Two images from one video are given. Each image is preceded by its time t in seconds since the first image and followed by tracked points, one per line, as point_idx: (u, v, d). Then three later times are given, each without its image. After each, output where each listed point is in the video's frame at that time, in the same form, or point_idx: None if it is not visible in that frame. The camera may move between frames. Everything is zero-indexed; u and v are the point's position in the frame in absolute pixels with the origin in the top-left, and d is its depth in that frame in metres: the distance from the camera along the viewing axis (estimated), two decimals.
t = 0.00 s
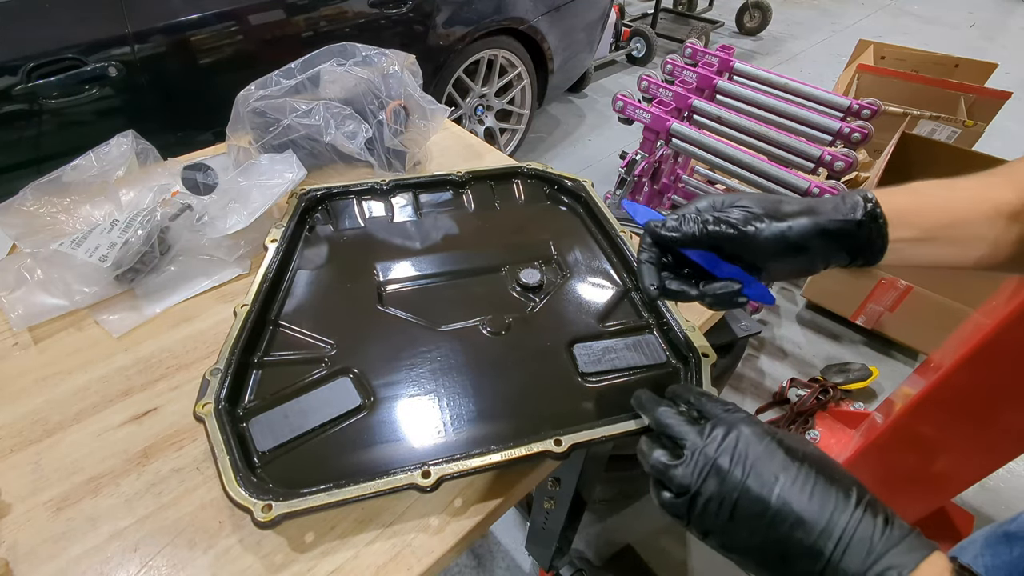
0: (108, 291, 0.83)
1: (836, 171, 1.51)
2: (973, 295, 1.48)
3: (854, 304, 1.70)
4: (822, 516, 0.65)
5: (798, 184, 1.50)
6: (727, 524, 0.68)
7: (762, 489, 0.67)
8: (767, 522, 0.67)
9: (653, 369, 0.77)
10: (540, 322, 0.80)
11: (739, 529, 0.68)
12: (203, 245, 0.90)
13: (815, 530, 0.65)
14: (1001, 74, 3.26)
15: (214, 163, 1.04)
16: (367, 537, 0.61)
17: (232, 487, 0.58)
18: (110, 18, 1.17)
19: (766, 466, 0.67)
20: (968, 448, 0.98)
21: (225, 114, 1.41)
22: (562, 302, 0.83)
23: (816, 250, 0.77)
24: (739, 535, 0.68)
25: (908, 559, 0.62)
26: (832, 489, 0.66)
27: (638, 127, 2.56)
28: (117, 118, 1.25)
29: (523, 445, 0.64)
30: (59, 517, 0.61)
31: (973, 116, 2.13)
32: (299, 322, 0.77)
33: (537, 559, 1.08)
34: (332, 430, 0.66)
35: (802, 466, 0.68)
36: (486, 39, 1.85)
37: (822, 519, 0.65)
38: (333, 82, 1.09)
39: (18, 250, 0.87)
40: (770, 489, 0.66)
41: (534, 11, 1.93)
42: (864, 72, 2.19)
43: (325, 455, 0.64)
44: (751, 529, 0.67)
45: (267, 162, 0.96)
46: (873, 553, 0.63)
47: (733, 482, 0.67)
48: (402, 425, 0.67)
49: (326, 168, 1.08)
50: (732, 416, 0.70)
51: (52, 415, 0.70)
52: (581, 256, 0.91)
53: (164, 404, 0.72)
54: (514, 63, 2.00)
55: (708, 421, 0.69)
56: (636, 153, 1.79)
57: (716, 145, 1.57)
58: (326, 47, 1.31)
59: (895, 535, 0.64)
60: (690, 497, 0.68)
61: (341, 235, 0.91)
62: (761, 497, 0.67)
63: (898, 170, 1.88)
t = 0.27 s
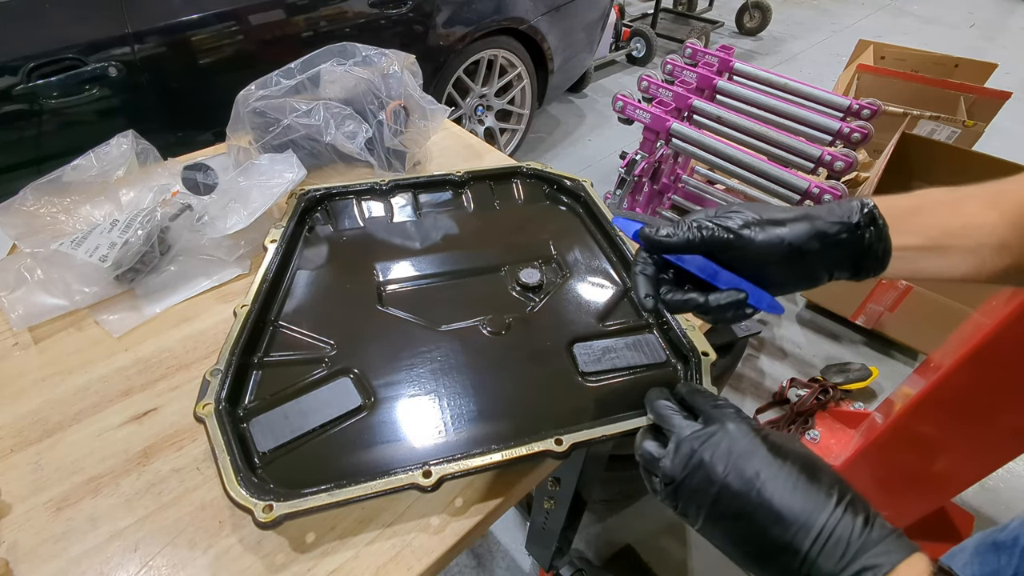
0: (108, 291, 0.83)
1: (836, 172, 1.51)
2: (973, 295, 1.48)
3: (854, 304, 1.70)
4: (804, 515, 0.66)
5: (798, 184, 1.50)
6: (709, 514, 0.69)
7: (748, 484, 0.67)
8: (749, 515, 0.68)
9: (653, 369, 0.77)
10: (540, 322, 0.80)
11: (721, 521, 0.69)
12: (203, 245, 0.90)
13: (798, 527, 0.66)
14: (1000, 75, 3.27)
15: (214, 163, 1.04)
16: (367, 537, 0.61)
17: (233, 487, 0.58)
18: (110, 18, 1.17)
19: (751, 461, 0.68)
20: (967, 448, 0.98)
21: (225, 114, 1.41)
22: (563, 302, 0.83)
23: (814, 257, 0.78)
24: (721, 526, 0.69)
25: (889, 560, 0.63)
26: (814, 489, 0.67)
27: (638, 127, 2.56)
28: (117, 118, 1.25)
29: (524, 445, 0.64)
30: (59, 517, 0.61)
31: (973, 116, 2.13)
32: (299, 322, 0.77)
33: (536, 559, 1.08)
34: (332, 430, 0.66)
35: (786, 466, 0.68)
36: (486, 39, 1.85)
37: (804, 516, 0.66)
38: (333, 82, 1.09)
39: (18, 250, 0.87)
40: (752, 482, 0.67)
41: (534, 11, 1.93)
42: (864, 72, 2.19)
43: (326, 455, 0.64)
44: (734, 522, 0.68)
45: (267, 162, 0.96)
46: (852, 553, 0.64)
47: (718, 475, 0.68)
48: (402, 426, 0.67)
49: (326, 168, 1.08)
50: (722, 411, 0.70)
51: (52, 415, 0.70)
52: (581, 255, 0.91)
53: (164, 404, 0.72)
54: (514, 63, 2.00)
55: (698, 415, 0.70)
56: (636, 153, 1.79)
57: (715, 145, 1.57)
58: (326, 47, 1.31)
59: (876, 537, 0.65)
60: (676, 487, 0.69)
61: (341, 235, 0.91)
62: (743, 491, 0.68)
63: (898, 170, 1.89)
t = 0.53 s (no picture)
0: (108, 291, 0.83)
1: (836, 172, 1.50)
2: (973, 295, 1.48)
3: (854, 303, 1.71)
4: (795, 519, 0.66)
5: (798, 184, 1.50)
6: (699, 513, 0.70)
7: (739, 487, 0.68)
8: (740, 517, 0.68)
9: (653, 369, 0.77)
10: (540, 322, 0.80)
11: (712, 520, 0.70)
12: (203, 245, 0.90)
13: (787, 529, 0.66)
14: (1001, 74, 3.26)
15: (214, 163, 1.04)
16: (367, 537, 0.61)
17: (234, 487, 0.58)
18: (110, 18, 1.17)
19: (742, 463, 0.69)
20: (966, 447, 0.99)
21: (225, 114, 1.41)
22: (563, 302, 0.83)
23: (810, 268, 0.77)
24: (712, 525, 0.70)
25: (875, 565, 0.64)
26: (806, 492, 0.67)
27: (638, 127, 2.56)
28: (117, 118, 1.25)
29: (524, 445, 0.65)
30: (59, 517, 0.61)
31: (973, 116, 2.13)
32: (299, 322, 0.77)
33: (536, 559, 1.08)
34: (332, 430, 0.66)
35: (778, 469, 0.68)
36: (486, 39, 1.85)
37: (794, 518, 0.66)
38: (333, 82, 1.09)
39: (18, 250, 0.87)
40: (742, 484, 0.68)
41: (534, 11, 1.93)
42: (864, 72, 2.19)
43: (326, 455, 0.64)
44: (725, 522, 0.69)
45: (267, 162, 0.96)
46: (839, 554, 0.65)
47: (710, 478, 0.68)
48: (402, 426, 0.67)
49: (326, 168, 1.08)
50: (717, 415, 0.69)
51: (52, 415, 0.70)
52: (581, 255, 0.91)
53: (164, 404, 0.72)
54: (514, 63, 2.00)
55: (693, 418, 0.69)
56: (636, 153, 1.79)
57: (715, 145, 1.57)
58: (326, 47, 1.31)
59: (864, 541, 0.66)
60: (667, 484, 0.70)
61: (340, 235, 0.91)
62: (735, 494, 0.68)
63: (899, 170, 1.89)
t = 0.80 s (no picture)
0: (108, 291, 0.83)
1: (836, 172, 1.50)
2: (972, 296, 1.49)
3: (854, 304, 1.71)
4: (787, 523, 0.65)
5: (798, 184, 1.50)
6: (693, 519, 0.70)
7: (730, 492, 0.67)
8: (732, 523, 0.67)
9: (653, 369, 0.77)
10: (540, 323, 0.80)
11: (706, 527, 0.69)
12: (203, 245, 0.90)
13: (780, 534, 0.65)
14: (1001, 74, 3.27)
15: (214, 163, 1.04)
16: (366, 537, 0.61)
17: (234, 487, 0.58)
18: (110, 18, 1.17)
19: (736, 469, 0.68)
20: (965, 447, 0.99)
21: (226, 114, 1.41)
22: (562, 302, 0.83)
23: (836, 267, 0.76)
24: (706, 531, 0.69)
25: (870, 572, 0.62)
26: (799, 497, 0.66)
27: (638, 127, 2.56)
28: (117, 118, 1.25)
29: (524, 445, 0.65)
30: (59, 517, 0.61)
31: (973, 116, 2.13)
32: (299, 322, 0.77)
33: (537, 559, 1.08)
34: (332, 430, 0.66)
35: (772, 474, 0.68)
36: (486, 39, 1.85)
37: (787, 524, 0.65)
38: (333, 82, 1.09)
39: (18, 250, 0.87)
40: (735, 490, 0.67)
41: (534, 11, 1.93)
42: (864, 72, 2.19)
43: (325, 455, 0.64)
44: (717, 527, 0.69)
45: (267, 162, 0.96)
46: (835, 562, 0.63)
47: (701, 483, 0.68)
48: (402, 426, 0.67)
49: (326, 168, 1.08)
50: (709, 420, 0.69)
51: (52, 415, 0.70)
52: (581, 255, 0.91)
53: (164, 403, 0.72)
54: (514, 63, 2.00)
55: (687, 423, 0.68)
56: (636, 153, 1.80)
57: (715, 145, 1.57)
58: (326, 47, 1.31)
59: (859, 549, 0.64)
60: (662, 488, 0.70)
61: (340, 235, 0.91)
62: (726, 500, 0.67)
63: (899, 170, 1.89)
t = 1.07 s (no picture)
0: (108, 291, 0.83)
1: (836, 171, 1.50)
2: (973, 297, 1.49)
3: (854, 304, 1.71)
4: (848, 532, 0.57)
5: (798, 184, 1.50)
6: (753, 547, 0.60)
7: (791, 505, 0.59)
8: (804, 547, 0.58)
9: (654, 369, 0.77)
10: (539, 322, 0.80)
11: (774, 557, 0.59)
12: (203, 245, 0.90)
13: (855, 555, 0.57)
14: (1001, 74, 3.27)
15: (214, 163, 1.04)
16: (367, 537, 0.61)
17: (234, 487, 0.58)
18: (109, 18, 1.17)
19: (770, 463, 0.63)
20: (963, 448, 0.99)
21: (226, 114, 1.41)
22: (562, 302, 0.83)
23: (907, 276, 0.76)
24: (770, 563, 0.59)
25: None
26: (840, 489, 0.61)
27: (638, 127, 2.56)
28: (117, 118, 1.25)
29: (524, 445, 0.65)
30: (59, 517, 0.61)
31: (973, 116, 2.13)
32: (299, 322, 0.77)
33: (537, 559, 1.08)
34: (332, 430, 0.66)
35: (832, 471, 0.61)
36: (486, 39, 1.85)
37: (859, 540, 0.57)
38: (333, 82, 1.09)
39: (18, 250, 0.87)
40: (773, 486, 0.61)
41: (534, 11, 1.93)
42: (864, 72, 2.19)
43: (325, 455, 0.64)
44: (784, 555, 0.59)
45: (267, 162, 0.96)
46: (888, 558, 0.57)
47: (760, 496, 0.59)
48: (402, 426, 0.67)
49: (326, 168, 1.08)
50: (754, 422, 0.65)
51: (52, 415, 0.70)
52: (581, 255, 0.91)
53: (164, 403, 0.72)
54: (514, 63, 2.00)
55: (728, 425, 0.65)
56: (636, 153, 1.79)
57: (715, 145, 1.58)
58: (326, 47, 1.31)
59: None
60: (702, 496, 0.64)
61: (341, 235, 0.91)
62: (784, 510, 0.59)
63: (899, 170, 1.89)
